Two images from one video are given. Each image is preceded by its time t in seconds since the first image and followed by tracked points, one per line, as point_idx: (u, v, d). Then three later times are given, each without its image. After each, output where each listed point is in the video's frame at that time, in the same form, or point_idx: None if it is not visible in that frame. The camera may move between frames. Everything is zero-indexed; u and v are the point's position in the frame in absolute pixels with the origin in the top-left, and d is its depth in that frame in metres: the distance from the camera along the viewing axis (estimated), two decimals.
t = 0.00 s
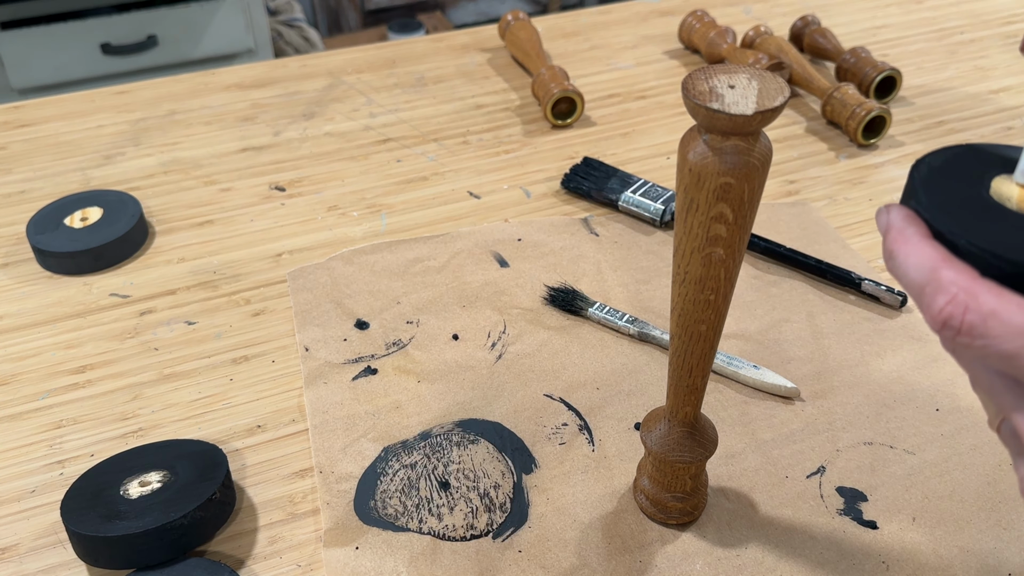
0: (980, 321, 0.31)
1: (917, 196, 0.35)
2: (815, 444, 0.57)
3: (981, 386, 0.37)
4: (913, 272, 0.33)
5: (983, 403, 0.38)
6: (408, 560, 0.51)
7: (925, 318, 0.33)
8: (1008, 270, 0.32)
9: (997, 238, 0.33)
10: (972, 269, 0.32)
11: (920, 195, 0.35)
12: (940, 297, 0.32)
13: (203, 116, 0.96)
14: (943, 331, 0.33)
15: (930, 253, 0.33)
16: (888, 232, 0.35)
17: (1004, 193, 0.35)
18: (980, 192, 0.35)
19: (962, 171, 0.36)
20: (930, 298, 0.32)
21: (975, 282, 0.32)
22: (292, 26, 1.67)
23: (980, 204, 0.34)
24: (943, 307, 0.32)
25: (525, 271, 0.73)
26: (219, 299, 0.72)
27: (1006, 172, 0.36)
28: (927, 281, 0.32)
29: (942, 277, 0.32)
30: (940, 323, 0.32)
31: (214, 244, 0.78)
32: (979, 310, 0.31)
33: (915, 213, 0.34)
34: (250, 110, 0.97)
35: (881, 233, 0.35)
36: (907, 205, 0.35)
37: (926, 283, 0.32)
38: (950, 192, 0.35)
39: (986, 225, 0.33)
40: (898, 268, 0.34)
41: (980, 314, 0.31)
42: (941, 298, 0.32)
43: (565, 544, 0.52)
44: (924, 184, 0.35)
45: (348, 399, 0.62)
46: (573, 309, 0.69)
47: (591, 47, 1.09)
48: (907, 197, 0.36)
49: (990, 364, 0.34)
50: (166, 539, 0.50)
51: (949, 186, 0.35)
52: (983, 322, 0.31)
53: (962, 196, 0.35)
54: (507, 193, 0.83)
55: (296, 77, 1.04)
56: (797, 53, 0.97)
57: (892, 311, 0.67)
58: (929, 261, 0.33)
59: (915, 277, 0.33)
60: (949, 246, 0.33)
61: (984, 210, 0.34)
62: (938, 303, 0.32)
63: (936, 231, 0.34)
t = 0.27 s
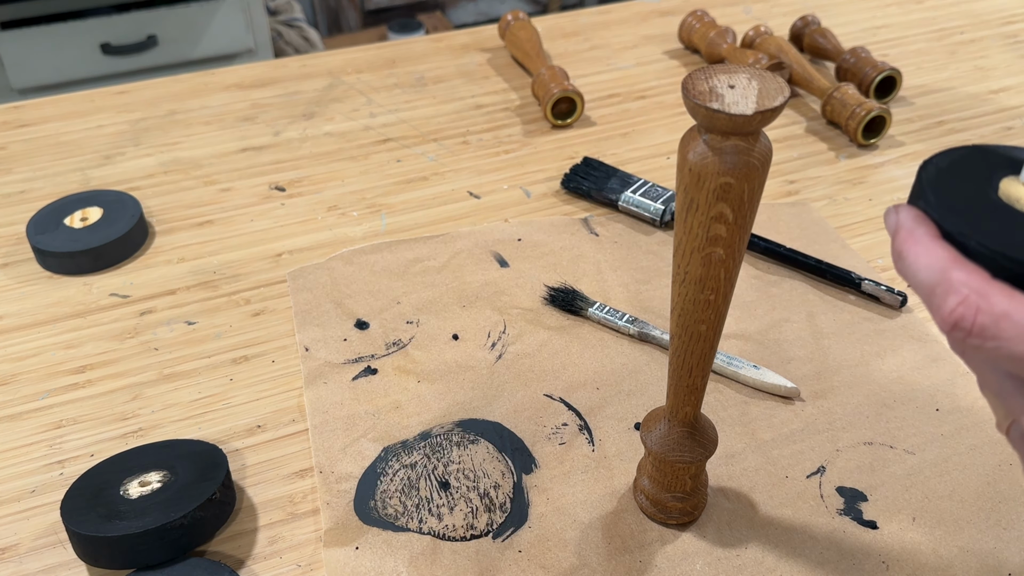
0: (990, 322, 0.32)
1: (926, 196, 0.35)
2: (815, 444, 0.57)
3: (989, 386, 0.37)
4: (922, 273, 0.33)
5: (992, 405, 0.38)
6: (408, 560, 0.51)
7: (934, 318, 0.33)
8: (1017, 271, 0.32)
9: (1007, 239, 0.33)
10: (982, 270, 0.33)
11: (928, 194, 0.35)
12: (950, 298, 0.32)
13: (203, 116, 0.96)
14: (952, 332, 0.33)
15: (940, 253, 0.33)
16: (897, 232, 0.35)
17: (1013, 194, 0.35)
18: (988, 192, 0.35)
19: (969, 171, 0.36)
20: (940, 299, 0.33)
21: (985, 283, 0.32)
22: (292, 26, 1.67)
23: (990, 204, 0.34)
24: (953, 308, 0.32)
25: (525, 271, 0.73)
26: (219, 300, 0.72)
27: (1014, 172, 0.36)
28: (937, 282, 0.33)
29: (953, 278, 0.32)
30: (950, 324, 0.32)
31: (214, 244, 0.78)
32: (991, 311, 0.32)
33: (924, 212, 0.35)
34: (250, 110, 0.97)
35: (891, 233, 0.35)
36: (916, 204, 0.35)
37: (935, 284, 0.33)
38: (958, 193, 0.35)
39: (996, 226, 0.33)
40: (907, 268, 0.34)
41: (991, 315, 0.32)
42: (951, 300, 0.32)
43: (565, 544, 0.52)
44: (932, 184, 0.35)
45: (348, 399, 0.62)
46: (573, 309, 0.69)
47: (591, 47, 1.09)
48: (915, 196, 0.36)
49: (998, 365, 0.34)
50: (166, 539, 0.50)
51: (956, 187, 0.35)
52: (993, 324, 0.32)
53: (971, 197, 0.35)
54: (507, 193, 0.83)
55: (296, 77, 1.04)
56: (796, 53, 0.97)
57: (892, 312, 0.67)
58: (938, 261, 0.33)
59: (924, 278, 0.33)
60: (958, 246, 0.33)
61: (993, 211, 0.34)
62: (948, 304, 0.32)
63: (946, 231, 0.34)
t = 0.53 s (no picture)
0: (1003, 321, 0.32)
1: (937, 195, 0.35)
2: (816, 444, 0.57)
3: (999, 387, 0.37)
4: (933, 271, 0.33)
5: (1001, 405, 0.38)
6: (408, 560, 0.51)
7: (945, 318, 0.34)
8: None
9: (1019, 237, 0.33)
10: (993, 270, 0.33)
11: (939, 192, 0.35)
12: (961, 297, 0.32)
13: (203, 116, 0.96)
14: (963, 331, 0.33)
15: (952, 252, 0.33)
16: (908, 231, 0.35)
17: None
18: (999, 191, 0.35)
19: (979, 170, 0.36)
20: (951, 298, 0.33)
21: (997, 282, 0.32)
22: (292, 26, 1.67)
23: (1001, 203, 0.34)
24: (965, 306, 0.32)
25: (525, 271, 0.73)
26: (219, 300, 0.72)
27: None
28: (949, 281, 0.33)
29: (965, 277, 0.32)
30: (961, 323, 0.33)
31: (214, 244, 0.78)
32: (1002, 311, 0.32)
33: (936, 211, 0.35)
34: (250, 110, 0.97)
35: (902, 231, 0.35)
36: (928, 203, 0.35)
37: (947, 283, 0.33)
38: (970, 191, 0.35)
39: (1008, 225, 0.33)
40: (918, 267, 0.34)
41: (1004, 315, 0.32)
42: (962, 298, 0.32)
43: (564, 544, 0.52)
44: (943, 184, 0.35)
45: (348, 399, 0.62)
46: (573, 309, 0.69)
47: (591, 47, 1.09)
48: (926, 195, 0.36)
49: (1008, 365, 0.34)
50: (166, 539, 0.50)
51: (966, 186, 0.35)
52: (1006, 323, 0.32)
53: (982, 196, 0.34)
54: (507, 193, 0.83)
55: (296, 77, 1.04)
56: (796, 53, 0.97)
57: (892, 312, 0.67)
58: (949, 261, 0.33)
59: (936, 276, 0.33)
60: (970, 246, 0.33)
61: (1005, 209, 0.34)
62: (959, 303, 0.32)
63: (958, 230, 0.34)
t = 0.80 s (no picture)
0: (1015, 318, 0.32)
1: (947, 193, 0.35)
2: (816, 444, 0.57)
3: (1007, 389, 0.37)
4: (943, 268, 0.33)
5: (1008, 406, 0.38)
6: (408, 560, 0.51)
7: (955, 316, 0.33)
8: None
9: None
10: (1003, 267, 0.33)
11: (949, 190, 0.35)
12: (972, 294, 0.32)
13: (203, 116, 0.96)
14: (973, 330, 0.33)
15: (962, 249, 0.33)
16: (918, 228, 0.35)
17: None
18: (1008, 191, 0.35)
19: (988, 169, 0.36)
20: (961, 295, 0.33)
21: (1008, 280, 0.32)
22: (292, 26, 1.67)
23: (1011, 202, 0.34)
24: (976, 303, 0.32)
25: (524, 271, 0.73)
26: (219, 300, 0.72)
27: None
28: (959, 278, 0.33)
29: (977, 274, 0.32)
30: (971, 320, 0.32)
31: (214, 244, 0.78)
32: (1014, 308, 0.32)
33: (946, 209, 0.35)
34: (250, 110, 0.97)
35: (911, 229, 0.35)
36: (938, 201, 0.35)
37: (958, 280, 0.33)
38: (980, 190, 0.35)
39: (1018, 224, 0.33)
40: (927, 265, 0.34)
41: (1015, 312, 0.32)
42: (973, 296, 0.32)
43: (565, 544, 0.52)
44: (953, 182, 0.35)
45: (348, 399, 0.62)
46: (573, 309, 0.69)
47: (591, 47, 1.08)
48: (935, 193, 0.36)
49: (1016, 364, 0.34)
50: (166, 539, 0.50)
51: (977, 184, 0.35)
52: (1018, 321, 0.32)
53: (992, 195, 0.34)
54: (507, 193, 0.83)
55: (296, 77, 1.04)
56: (796, 53, 0.97)
57: (892, 312, 0.67)
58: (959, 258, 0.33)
59: (945, 274, 0.33)
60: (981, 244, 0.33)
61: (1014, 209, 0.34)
62: (970, 300, 0.32)
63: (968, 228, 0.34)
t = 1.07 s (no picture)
0: None
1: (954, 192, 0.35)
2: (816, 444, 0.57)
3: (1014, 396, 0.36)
4: (952, 265, 0.33)
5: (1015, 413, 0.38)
6: (408, 560, 0.51)
7: (964, 312, 0.33)
8: None
9: None
10: (1011, 263, 0.33)
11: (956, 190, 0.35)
12: (982, 289, 0.32)
13: (203, 116, 0.96)
14: (982, 327, 0.32)
15: (970, 247, 0.33)
16: (926, 225, 0.35)
17: None
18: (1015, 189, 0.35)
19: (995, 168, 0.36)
20: (970, 290, 0.32)
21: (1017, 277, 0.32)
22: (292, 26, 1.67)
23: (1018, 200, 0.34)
24: (986, 298, 0.32)
25: (524, 271, 0.73)
26: (219, 300, 0.72)
27: None
28: (968, 273, 0.32)
29: (985, 270, 0.32)
30: (980, 317, 0.32)
31: (214, 244, 0.78)
32: None
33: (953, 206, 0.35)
34: (250, 110, 0.97)
35: (919, 227, 0.35)
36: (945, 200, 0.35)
37: (966, 276, 0.32)
38: (987, 188, 0.35)
39: None
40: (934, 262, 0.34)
41: None
42: (983, 291, 0.32)
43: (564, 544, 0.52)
44: (959, 180, 0.35)
45: (348, 399, 0.62)
46: (572, 309, 0.69)
47: (591, 47, 1.09)
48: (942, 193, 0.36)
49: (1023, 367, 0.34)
50: (166, 539, 0.50)
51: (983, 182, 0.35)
52: None
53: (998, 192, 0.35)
54: (506, 192, 0.83)
55: (296, 77, 1.04)
56: (796, 53, 0.97)
57: (892, 312, 0.67)
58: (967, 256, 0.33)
59: (955, 270, 0.33)
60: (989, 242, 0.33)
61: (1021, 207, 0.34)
62: (980, 295, 0.32)
63: (976, 226, 0.34)
